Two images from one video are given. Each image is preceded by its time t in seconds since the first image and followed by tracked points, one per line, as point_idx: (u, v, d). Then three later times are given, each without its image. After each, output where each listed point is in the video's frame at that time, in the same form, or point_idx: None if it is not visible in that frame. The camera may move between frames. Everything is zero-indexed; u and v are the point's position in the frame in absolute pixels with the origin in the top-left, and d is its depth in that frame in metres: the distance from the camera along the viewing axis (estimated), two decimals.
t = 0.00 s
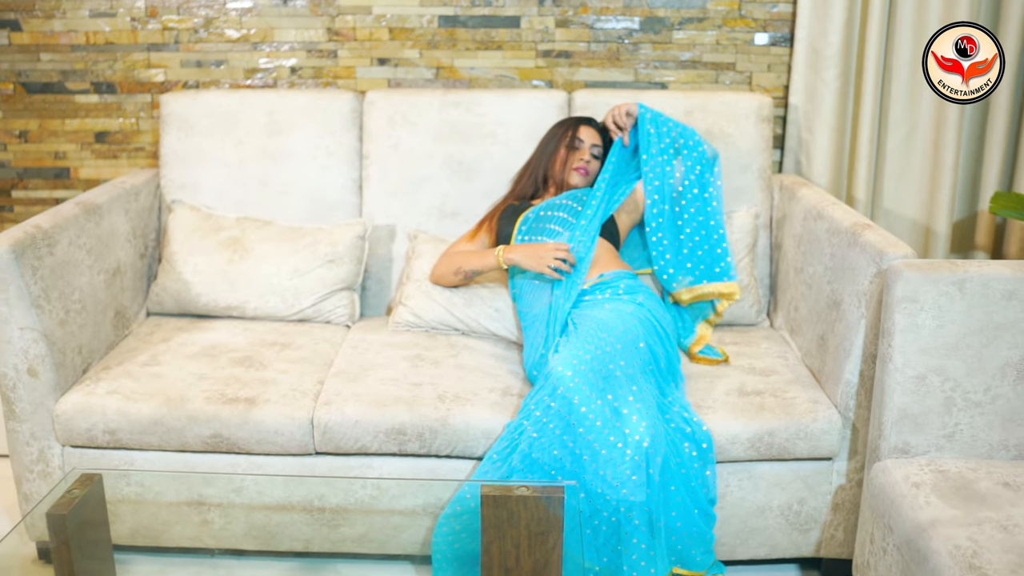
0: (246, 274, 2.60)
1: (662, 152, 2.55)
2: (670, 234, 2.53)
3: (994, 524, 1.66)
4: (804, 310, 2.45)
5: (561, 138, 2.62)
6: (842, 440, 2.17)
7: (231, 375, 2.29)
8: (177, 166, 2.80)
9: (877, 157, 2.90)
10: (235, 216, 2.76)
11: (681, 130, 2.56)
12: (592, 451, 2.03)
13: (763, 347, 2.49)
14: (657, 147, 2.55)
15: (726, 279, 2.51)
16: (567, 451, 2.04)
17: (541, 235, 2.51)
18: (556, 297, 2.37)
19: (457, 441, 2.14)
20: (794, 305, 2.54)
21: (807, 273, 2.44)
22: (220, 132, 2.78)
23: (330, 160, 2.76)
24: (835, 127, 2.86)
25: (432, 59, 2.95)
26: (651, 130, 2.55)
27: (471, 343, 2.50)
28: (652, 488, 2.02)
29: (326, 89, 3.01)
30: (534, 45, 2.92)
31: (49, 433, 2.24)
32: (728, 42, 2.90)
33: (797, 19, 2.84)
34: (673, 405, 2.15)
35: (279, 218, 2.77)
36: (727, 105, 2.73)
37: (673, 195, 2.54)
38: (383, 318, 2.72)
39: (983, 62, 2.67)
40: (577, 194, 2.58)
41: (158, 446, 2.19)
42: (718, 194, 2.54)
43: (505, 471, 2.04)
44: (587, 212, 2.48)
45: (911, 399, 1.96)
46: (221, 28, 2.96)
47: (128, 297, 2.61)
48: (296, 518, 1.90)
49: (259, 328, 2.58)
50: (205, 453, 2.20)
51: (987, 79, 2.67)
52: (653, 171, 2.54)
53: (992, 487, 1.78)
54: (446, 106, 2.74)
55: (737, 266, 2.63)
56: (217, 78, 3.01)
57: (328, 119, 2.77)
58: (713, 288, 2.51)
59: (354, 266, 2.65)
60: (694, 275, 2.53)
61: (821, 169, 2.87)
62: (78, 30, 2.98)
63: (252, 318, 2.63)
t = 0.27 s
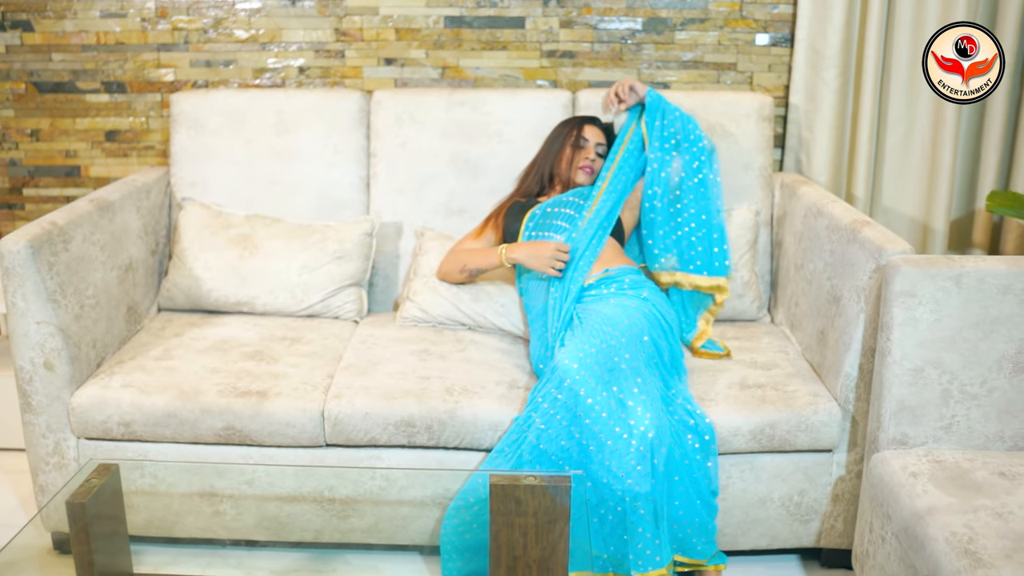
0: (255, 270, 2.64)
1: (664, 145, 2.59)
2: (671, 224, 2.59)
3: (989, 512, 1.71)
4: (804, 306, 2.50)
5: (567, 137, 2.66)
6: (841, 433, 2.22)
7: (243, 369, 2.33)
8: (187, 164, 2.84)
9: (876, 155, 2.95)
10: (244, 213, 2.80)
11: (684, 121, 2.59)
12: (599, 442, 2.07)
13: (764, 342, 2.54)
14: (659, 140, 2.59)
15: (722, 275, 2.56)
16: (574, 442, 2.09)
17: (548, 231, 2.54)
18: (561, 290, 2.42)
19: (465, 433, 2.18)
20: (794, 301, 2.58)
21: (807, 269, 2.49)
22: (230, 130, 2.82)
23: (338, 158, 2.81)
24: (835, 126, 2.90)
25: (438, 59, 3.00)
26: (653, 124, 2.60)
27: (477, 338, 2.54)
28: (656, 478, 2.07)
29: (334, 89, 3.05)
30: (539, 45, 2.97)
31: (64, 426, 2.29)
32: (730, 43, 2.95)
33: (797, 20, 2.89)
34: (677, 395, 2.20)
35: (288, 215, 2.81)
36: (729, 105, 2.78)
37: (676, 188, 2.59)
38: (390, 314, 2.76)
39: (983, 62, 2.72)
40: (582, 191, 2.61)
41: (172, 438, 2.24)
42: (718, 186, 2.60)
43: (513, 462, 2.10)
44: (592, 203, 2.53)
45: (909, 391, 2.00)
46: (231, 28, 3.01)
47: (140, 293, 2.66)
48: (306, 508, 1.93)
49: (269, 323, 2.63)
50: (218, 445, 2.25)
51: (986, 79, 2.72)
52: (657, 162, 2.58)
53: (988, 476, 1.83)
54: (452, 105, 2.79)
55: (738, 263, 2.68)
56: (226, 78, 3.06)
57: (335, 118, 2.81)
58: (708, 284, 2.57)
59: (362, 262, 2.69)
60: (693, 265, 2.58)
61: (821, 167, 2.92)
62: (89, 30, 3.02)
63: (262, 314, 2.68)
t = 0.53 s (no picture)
0: (261, 266, 2.67)
1: (664, 130, 2.64)
2: (668, 210, 2.64)
3: (985, 502, 1.74)
4: (804, 301, 2.53)
5: (568, 134, 2.69)
6: (840, 426, 2.25)
7: (250, 364, 2.37)
8: (193, 162, 2.87)
9: (875, 153, 2.98)
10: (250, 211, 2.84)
11: (680, 107, 2.65)
12: (600, 435, 2.10)
13: (764, 338, 2.57)
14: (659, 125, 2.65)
15: (714, 254, 2.62)
16: (576, 435, 2.13)
17: (551, 228, 2.57)
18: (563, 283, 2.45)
19: (469, 427, 2.22)
20: (794, 297, 2.62)
21: (807, 266, 2.52)
22: (236, 129, 2.85)
23: (343, 156, 2.84)
24: (834, 125, 2.94)
25: (441, 59, 3.03)
26: (653, 109, 2.65)
27: (481, 334, 2.58)
28: (657, 470, 2.10)
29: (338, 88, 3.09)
30: (541, 45, 3.01)
31: (74, 419, 2.32)
32: (730, 42, 2.98)
33: (797, 20, 2.92)
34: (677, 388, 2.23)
35: (293, 213, 2.85)
36: (730, 103, 2.81)
37: (672, 173, 2.64)
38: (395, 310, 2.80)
39: (983, 62, 2.76)
40: (584, 189, 2.64)
41: (180, 431, 2.27)
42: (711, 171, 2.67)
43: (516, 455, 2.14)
44: (597, 192, 2.58)
45: (907, 384, 2.03)
46: (236, 28, 3.04)
47: (147, 289, 2.69)
48: (313, 500, 1.93)
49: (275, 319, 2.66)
50: (225, 438, 2.28)
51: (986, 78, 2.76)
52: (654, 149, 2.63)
53: (984, 468, 1.86)
54: (456, 104, 2.82)
55: (739, 260, 2.71)
56: (231, 77, 3.09)
57: (340, 116, 2.84)
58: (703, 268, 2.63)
59: (367, 259, 2.73)
60: (688, 246, 2.63)
61: (821, 165, 2.95)
62: (96, 30, 3.06)
63: (268, 310, 2.71)
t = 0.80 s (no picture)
0: (266, 263, 2.71)
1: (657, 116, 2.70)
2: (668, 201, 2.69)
3: (978, 492, 1.77)
4: (801, 297, 2.57)
5: (568, 130, 2.73)
6: (837, 419, 2.28)
7: (256, 358, 2.40)
8: (198, 160, 2.91)
9: (872, 151, 3.02)
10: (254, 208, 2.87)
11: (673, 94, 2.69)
12: (599, 427, 2.14)
13: (762, 333, 2.61)
14: (649, 113, 2.69)
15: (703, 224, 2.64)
16: (575, 427, 2.17)
17: (553, 227, 2.60)
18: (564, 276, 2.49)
19: (471, 420, 2.25)
20: (792, 292, 2.65)
21: (804, 262, 2.56)
22: (241, 127, 2.89)
23: (346, 154, 2.87)
24: (831, 123, 2.97)
25: (443, 58, 3.07)
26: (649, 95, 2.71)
27: (483, 329, 2.61)
28: (655, 461, 2.13)
29: (341, 86, 3.12)
30: (542, 44, 3.04)
31: (82, 413, 2.35)
32: (729, 41, 3.02)
33: (795, 19, 2.95)
34: (675, 380, 2.26)
35: (297, 210, 2.88)
36: (729, 102, 2.85)
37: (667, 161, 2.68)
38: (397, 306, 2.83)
39: (982, 62, 2.79)
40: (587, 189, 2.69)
41: (186, 425, 2.30)
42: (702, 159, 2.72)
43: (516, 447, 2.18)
44: (598, 191, 2.61)
45: (903, 377, 2.07)
46: (240, 27, 3.07)
47: (153, 285, 2.72)
48: (318, 493, 1.95)
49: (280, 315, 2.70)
50: (231, 431, 2.31)
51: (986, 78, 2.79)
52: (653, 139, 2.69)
53: (977, 459, 1.89)
54: (458, 102, 2.85)
55: (737, 256, 2.74)
56: (236, 76, 3.12)
57: (343, 114, 2.88)
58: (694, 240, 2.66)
59: (370, 255, 2.76)
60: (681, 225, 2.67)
61: (819, 163, 2.99)
62: (101, 29, 3.09)
63: (272, 306, 2.75)
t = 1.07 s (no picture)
0: (268, 260, 2.73)
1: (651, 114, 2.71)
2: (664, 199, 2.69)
3: (972, 486, 1.80)
4: (799, 295, 2.59)
5: (567, 128, 2.76)
6: (834, 416, 2.31)
7: (258, 355, 2.42)
8: (201, 158, 2.93)
9: (870, 150, 3.04)
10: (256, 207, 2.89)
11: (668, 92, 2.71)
12: (596, 421, 2.17)
13: (760, 331, 2.63)
14: (643, 110, 2.71)
15: (692, 219, 2.65)
16: (573, 422, 2.19)
17: (552, 229, 2.63)
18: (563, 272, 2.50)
19: (472, 416, 2.28)
20: (789, 290, 2.68)
21: (802, 260, 2.58)
22: (243, 126, 2.91)
23: (348, 153, 2.90)
24: (829, 122, 2.99)
25: (444, 57, 3.09)
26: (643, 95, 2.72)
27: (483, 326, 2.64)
28: (652, 455, 2.15)
29: (343, 86, 3.14)
30: (542, 44, 3.06)
31: (86, 409, 2.38)
32: (728, 41, 3.04)
33: (794, 19, 2.97)
34: (673, 375, 2.28)
35: (299, 208, 2.91)
36: (727, 101, 2.87)
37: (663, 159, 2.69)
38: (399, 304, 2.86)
39: (982, 62, 2.82)
40: (584, 189, 2.71)
41: (190, 420, 2.33)
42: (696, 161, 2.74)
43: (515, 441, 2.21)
44: (597, 191, 2.64)
45: (898, 374, 2.09)
46: (243, 27, 3.10)
47: (156, 283, 2.75)
48: (319, 489, 1.99)
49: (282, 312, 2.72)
50: (234, 427, 2.34)
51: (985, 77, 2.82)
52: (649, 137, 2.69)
53: (971, 454, 1.91)
54: (458, 101, 2.88)
55: (735, 254, 2.77)
56: (238, 75, 3.15)
57: (345, 114, 2.90)
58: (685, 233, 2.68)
59: (372, 253, 2.78)
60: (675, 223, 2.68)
61: (817, 163, 3.02)
62: (105, 29, 3.11)
63: (274, 303, 2.77)
